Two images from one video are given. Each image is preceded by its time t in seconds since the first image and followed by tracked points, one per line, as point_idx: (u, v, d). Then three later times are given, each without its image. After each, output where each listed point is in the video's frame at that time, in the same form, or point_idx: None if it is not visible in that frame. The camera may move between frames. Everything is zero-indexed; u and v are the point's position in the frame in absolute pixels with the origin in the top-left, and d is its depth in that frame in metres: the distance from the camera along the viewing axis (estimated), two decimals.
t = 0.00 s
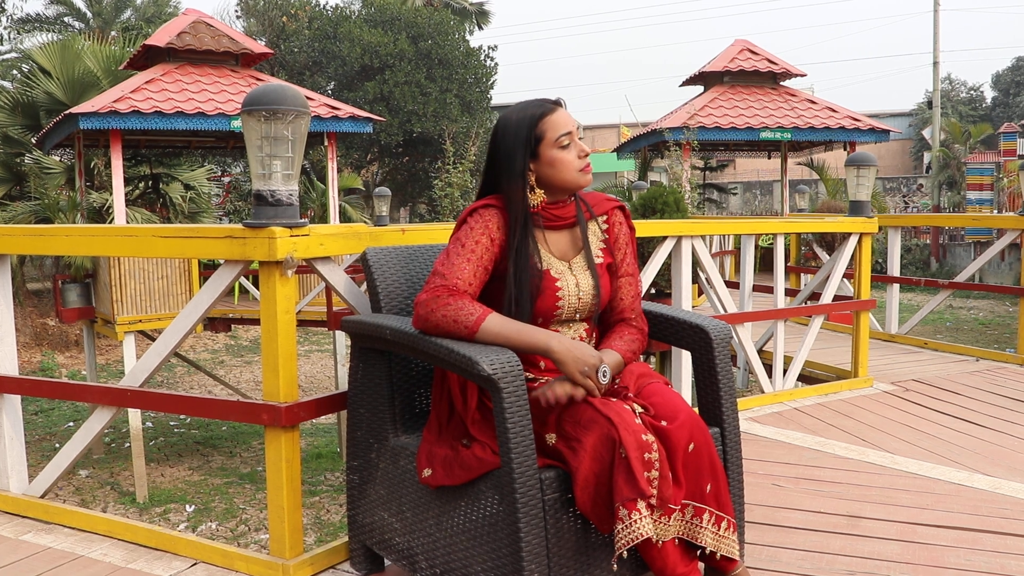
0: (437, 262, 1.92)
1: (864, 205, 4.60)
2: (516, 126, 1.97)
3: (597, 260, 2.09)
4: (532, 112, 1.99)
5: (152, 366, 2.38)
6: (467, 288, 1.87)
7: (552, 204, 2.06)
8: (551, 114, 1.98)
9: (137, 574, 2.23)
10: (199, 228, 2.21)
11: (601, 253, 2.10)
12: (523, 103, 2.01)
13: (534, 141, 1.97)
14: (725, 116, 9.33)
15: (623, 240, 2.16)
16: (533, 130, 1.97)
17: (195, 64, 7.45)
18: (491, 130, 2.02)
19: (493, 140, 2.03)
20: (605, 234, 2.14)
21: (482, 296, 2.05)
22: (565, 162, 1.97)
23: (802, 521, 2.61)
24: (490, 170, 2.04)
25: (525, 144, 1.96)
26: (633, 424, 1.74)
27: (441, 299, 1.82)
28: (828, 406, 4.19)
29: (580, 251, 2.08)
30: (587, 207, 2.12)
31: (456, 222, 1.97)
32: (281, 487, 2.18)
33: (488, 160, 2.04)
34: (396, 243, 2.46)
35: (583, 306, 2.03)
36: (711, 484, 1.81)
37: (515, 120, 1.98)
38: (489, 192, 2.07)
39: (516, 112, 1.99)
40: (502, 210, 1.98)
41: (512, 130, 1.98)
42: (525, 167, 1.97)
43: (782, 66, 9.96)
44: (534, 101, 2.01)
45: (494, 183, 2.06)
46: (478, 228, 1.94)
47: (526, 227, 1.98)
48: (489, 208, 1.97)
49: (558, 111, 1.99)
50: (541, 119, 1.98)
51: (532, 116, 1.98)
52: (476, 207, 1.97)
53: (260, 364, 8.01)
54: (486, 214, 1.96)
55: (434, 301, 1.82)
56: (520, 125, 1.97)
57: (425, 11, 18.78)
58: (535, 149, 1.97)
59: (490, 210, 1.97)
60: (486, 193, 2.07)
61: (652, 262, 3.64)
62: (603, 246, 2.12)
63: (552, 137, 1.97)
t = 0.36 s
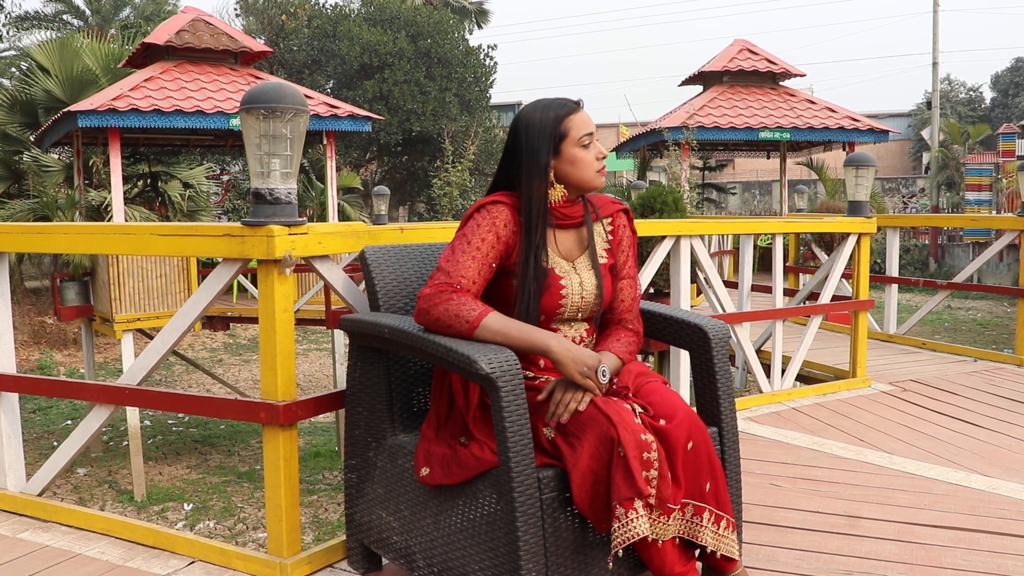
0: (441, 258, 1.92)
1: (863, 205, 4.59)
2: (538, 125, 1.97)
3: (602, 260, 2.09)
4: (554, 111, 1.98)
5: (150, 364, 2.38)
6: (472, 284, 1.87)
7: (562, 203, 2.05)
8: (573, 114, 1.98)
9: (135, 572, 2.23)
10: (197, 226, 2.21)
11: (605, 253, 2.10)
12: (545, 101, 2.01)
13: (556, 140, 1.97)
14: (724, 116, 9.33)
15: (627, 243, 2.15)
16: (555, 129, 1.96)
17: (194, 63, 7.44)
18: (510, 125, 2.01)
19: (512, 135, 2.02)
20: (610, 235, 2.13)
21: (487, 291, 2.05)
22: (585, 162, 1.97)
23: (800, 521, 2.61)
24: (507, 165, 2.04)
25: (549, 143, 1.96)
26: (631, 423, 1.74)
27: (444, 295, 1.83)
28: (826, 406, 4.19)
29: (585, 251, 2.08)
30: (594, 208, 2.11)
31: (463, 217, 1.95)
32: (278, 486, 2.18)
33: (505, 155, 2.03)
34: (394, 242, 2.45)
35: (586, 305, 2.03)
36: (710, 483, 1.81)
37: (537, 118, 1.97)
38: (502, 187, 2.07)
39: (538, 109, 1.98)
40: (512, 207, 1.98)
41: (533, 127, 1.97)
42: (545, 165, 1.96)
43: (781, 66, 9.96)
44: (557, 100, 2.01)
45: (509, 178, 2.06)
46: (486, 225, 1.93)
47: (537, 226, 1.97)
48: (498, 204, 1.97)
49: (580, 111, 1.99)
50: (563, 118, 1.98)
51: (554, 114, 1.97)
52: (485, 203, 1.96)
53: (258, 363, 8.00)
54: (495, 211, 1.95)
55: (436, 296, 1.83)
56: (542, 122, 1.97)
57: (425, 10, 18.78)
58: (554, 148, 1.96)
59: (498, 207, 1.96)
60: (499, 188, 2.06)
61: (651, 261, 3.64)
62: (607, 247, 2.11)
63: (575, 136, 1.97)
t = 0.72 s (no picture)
0: (445, 252, 1.91)
1: (862, 203, 4.61)
2: (550, 122, 1.97)
3: (604, 257, 2.08)
4: (566, 109, 1.98)
5: (148, 360, 2.37)
6: (475, 280, 1.86)
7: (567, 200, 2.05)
8: (585, 113, 1.98)
9: (132, 568, 2.23)
10: (195, 221, 2.21)
11: (607, 251, 2.10)
12: (558, 97, 2.00)
13: (566, 138, 1.96)
14: (723, 114, 9.31)
15: (629, 241, 2.15)
16: (566, 126, 1.96)
17: (193, 59, 7.43)
18: (521, 121, 2.01)
19: (523, 131, 2.02)
20: (612, 234, 2.13)
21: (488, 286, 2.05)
22: (594, 161, 1.97)
23: (797, 519, 2.61)
24: (516, 161, 2.04)
25: (559, 141, 1.96)
26: (630, 418, 1.74)
27: (447, 288, 1.83)
28: (824, 404, 4.19)
29: (588, 248, 2.07)
30: (598, 206, 2.11)
31: (467, 212, 1.95)
32: (276, 482, 2.18)
33: (514, 150, 2.03)
34: (392, 239, 2.45)
35: (588, 301, 2.03)
36: (708, 479, 1.81)
37: (549, 114, 1.97)
38: (509, 183, 2.06)
39: (550, 106, 1.98)
40: (518, 203, 1.97)
41: (544, 125, 1.97)
42: (555, 162, 1.96)
43: (781, 63, 9.95)
44: (570, 98, 2.00)
45: (517, 174, 2.05)
46: (491, 220, 1.92)
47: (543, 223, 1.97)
48: (504, 199, 1.96)
49: (592, 111, 1.99)
50: (574, 117, 1.98)
51: (566, 112, 1.97)
52: (490, 198, 1.95)
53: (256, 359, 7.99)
54: (500, 206, 1.94)
55: (439, 290, 1.83)
56: (554, 120, 1.97)
57: (424, 7, 18.77)
58: (565, 146, 1.96)
59: (504, 201, 1.96)
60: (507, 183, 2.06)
61: (649, 259, 3.64)
62: (609, 245, 2.11)
63: (586, 135, 1.97)
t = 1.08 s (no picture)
0: (425, 251, 1.91)
1: (850, 201, 4.64)
2: (526, 119, 1.96)
3: (585, 254, 2.09)
4: (542, 106, 1.97)
5: (135, 355, 2.36)
6: (457, 279, 1.86)
7: (546, 197, 2.05)
8: (562, 109, 1.97)
9: (119, 565, 2.22)
10: (183, 217, 2.20)
11: (588, 247, 2.11)
12: (533, 94, 2.00)
13: (543, 135, 1.96)
14: (712, 111, 9.33)
15: (609, 236, 2.16)
16: (543, 124, 1.96)
17: (181, 53, 7.39)
18: (497, 118, 2.00)
19: (499, 129, 2.01)
20: (593, 229, 2.14)
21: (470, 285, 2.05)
22: (571, 158, 1.97)
23: (784, 516, 2.63)
24: (493, 159, 2.03)
25: (536, 139, 1.95)
26: (617, 416, 1.75)
27: (429, 288, 1.82)
28: (811, 401, 4.21)
29: (568, 245, 2.09)
30: (576, 202, 2.12)
31: (446, 211, 1.95)
32: (263, 478, 2.18)
33: (492, 148, 2.02)
34: (380, 234, 2.45)
35: (569, 298, 2.04)
36: (694, 477, 1.82)
37: (525, 112, 1.96)
38: (487, 181, 2.07)
39: (525, 103, 1.97)
40: (495, 202, 1.97)
41: (520, 122, 1.97)
42: (532, 160, 1.96)
43: (770, 61, 9.99)
44: (547, 95, 2.00)
45: (494, 172, 2.05)
46: (469, 218, 1.92)
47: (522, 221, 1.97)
48: (481, 198, 1.96)
49: (569, 107, 1.99)
50: (553, 113, 1.97)
51: (542, 109, 1.96)
52: (468, 197, 1.96)
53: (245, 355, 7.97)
54: (478, 205, 1.95)
55: (421, 290, 1.83)
56: (530, 116, 1.96)
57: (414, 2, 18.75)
58: (541, 144, 1.96)
59: (482, 200, 1.96)
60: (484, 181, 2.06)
61: (637, 255, 3.65)
62: (590, 240, 2.12)
63: (563, 132, 1.96)
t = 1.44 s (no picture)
0: (414, 256, 1.92)
1: (848, 203, 4.64)
2: (507, 124, 1.96)
3: (573, 255, 2.09)
4: (523, 110, 1.97)
5: (134, 356, 2.36)
6: (445, 282, 1.87)
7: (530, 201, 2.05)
8: (543, 114, 1.96)
9: (117, 566, 2.22)
10: (182, 218, 2.20)
11: (575, 248, 2.11)
12: (513, 97, 1.99)
13: (525, 141, 1.96)
14: (710, 113, 9.34)
15: (598, 236, 2.16)
16: (524, 129, 1.95)
17: (180, 54, 7.39)
18: (479, 123, 2.00)
19: (481, 133, 2.02)
20: (580, 229, 2.14)
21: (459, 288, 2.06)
22: (553, 164, 1.97)
23: (782, 517, 2.63)
24: (476, 164, 2.04)
25: (517, 144, 1.95)
26: (615, 419, 1.75)
27: (420, 293, 1.83)
28: (809, 403, 4.22)
29: (555, 246, 2.09)
30: (563, 203, 2.12)
31: (431, 216, 1.97)
32: (261, 479, 2.18)
33: (476, 153, 2.03)
34: (379, 235, 2.45)
35: (560, 300, 2.05)
36: (691, 479, 1.83)
37: (505, 117, 1.96)
38: (470, 186, 2.07)
39: (505, 107, 1.97)
40: (479, 206, 1.99)
41: (502, 126, 1.96)
42: (514, 165, 1.96)
43: (768, 62, 10.00)
44: (530, 98, 1.99)
45: (477, 176, 2.06)
46: (455, 223, 1.94)
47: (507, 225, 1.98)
48: (465, 202, 1.98)
49: (551, 111, 1.98)
50: (534, 118, 1.96)
51: (523, 114, 1.96)
52: (452, 202, 1.97)
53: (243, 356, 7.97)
54: (461, 210, 1.96)
55: (413, 297, 1.83)
56: (511, 121, 1.96)
57: (412, 3, 18.75)
58: (523, 149, 1.96)
59: (465, 205, 1.97)
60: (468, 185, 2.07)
61: (636, 256, 3.66)
62: (577, 241, 2.12)
63: (544, 137, 1.96)
